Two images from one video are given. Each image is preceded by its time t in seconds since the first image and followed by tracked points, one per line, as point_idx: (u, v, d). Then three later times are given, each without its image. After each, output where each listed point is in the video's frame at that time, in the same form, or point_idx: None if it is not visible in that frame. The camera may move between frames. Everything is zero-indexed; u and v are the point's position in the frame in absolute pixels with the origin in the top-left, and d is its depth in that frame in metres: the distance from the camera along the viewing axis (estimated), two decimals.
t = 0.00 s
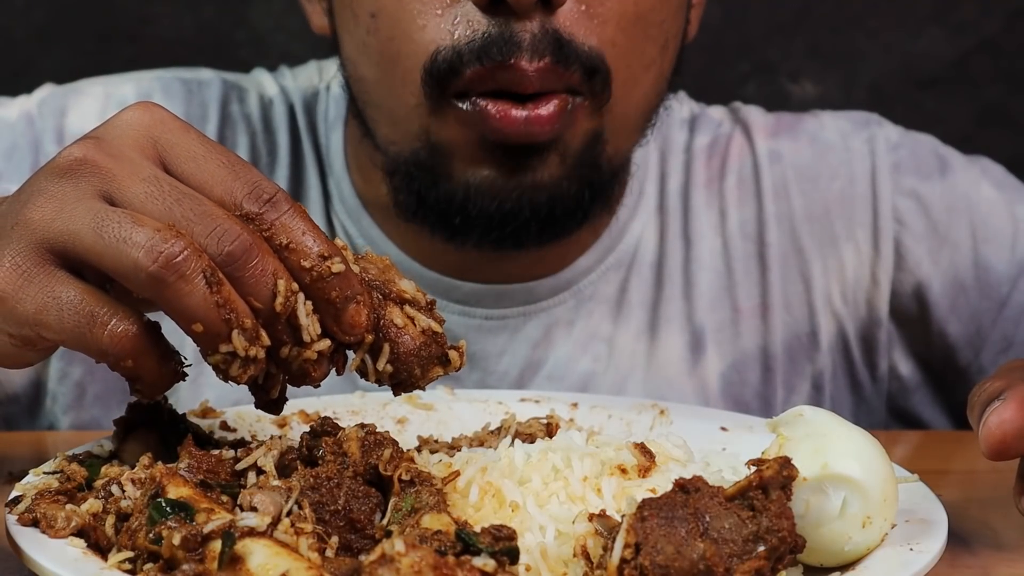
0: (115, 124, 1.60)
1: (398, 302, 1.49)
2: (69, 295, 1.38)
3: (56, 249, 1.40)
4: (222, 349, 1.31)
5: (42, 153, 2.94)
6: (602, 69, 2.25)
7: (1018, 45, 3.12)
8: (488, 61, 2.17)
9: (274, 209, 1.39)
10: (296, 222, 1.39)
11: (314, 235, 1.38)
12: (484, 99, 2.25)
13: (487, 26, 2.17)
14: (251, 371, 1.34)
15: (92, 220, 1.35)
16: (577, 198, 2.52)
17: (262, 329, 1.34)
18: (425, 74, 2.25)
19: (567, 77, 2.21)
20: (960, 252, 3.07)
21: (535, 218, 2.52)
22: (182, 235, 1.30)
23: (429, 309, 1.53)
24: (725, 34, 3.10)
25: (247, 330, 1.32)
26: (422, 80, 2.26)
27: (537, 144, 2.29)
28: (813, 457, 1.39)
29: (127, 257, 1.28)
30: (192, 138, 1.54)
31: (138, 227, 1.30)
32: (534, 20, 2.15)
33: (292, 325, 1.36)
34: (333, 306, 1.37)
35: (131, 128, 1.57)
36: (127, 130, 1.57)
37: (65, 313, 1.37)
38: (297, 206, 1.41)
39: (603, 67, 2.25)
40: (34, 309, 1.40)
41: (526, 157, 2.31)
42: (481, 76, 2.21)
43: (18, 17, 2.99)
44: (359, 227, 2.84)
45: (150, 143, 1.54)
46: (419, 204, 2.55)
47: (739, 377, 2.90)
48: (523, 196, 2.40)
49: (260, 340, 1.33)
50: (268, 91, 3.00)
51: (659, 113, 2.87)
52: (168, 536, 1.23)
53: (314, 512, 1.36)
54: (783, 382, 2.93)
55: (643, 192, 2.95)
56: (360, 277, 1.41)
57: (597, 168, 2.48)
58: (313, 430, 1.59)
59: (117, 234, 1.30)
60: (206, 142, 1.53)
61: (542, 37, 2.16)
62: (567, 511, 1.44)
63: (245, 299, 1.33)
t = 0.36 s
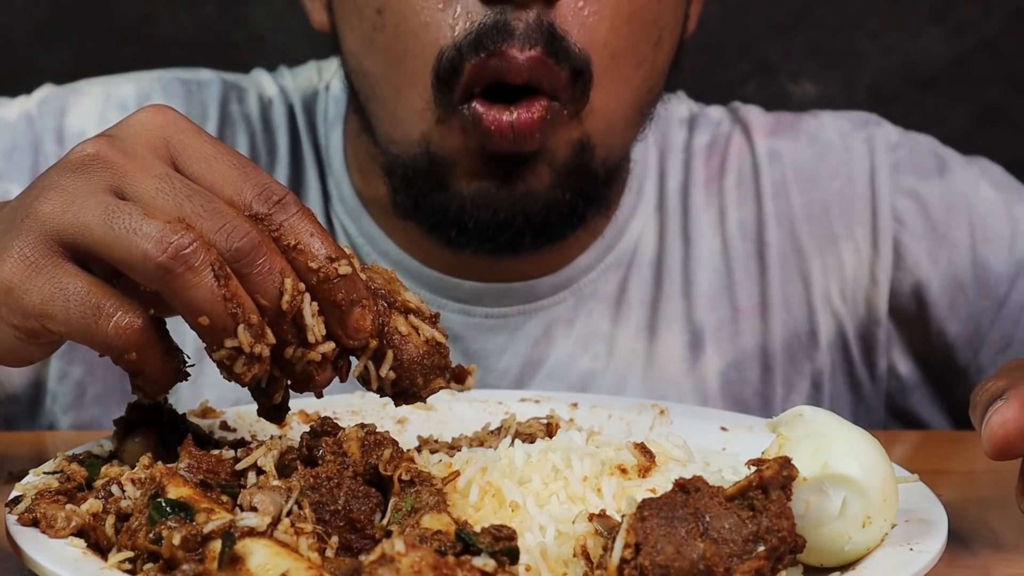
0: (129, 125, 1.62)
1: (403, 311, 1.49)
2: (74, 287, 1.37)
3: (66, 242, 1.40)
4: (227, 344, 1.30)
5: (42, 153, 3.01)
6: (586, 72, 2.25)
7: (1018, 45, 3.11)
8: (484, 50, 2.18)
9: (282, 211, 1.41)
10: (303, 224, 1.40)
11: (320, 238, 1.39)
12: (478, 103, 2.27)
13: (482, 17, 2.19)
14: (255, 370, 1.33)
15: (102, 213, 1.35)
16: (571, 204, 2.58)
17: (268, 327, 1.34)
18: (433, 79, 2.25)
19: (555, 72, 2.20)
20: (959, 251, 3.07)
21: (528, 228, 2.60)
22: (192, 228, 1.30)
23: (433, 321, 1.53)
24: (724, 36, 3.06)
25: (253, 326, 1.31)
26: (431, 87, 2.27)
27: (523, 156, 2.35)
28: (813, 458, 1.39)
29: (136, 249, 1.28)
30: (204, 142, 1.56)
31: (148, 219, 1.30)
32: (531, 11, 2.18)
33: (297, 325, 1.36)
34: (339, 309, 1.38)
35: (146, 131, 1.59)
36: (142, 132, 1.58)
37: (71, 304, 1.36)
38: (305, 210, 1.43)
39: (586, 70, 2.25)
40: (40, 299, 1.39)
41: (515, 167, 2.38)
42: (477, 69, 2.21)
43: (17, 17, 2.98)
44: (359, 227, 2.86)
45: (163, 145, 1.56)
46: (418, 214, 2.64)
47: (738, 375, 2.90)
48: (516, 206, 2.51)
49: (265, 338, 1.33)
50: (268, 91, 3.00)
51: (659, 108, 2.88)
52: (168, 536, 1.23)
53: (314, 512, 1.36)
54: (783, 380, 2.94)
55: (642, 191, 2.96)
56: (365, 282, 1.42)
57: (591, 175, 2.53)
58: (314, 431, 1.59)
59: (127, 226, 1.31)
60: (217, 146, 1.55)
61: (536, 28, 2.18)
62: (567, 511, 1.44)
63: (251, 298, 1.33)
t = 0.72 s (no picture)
0: (135, 126, 1.62)
1: (405, 314, 1.49)
2: (79, 283, 1.37)
3: (71, 238, 1.40)
4: (232, 342, 1.30)
5: (42, 153, 2.95)
6: (587, 53, 2.25)
7: (1018, 46, 3.12)
8: (478, 38, 2.19)
9: (287, 211, 1.41)
10: (307, 225, 1.40)
11: (324, 239, 1.39)
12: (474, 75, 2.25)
13: (476, 9, 2.20)
14: (259, 369, 1.33)
15: (109, 210, 1.35)
16: (575, 168, 2.46)
17: (272, 325, 1.34)
18: (423, 61, 2.26)
19: (551, 55, 2.21)
20: (959, 251, 3.07)
21: (529, 190, 2.46)
22: (198, 225, 1.30)
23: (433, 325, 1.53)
24: (724, 37, 3.10)
25: (258, 323, 1.31)
26: (421, 68, 2.28)
27: (518, 121, 2.29)
28: (813, 457, 1.40)
29: (142, 245, 1.28)
30: (210, 143, 1.56)
31: (155, 216, 1.30)
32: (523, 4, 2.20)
33: (301, 324, 1.36)
34: (342, 309, 1.38)
35: (151, 131, 1.59)
36: (148, 133, 1.58)
37: (75, 299, 1.36)
38: (310, 212, 1.43)
39: (590, 51, 2.25)
40: (45, 295, 1.39)
41: (512, 130, 2.32)
42: (474, 54, 2.21)
43: (18, 17, 2.99)
44: (359, 225, 2.84)
45: (169, 146, 1.56)
46: (414, 179, 2.52)
47: (738, 375, 2.90)
48: (514, 168, 2.37)
49: (270, 336, 1.33)
50: (267, 91, 2.99)
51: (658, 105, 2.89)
52: (168, 537, 1.23)
53: (314, 512, 1.36)
54: (783, 380, 2.94)
55: (642, 191, 2.96)
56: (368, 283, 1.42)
57: (594, 141, 2.44)
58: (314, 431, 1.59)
59: (134, 223, 1.31)
60: (223, 147, 1.55)
61: (529, 18, 2.19)
62: (567, 511, 1.44)
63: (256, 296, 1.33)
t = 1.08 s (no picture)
0: (138, 127, 1.62)
1: (407, 318, 1.49)
2: (80, 283, 1.37)
3: (73, 238, 1.40)
4: (233, 342, 1.30)
5: (42, 153, 2.95)
6: (595, 49, 2.28)
7: (1018, 45, 3.12)
8: (478, 40, 2.22)
9: (289, 213, 1.41)
10: (307, 227, 1.40)
11: (325, 241, 1.39)
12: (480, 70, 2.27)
13: (476, 8, 2.22)
14: (260, 370, 1.33)
15: (111, 210, 1.35)
16: (577, 166, 2.45)
17: (273, 326, 1.34)
18: (420, 56, 2.27)
19: (557, 54, 2.24)
20: (959, 250, 3.07)
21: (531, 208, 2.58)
22: (200, 226, 1.30)
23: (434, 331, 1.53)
24: (726, 37, 3.10)
25: (259, 324, 1.31)
26: (417, 62, 2.29)
27: (524, 115, 2.30)
28: (813, 457, 1.40)
29: (144, 244, 1.28)
30: (213, 145, 1.55)
31: (158, 216, 1.30)
32: (526, 5, 2.23)
33: (302, 326, 1.36)
34: (343, 311, 1.38)
35: (154, 133, 1.59)
36: (151, 134, 1.59)
37: (76, 299, 1.36)
38: (312, 214, 1.43)
39: (597, 47, 2.28)
40: (46, 295, 1.38)
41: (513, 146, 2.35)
42: (475, 56, 2.25)
43: (19, 17, 2.99)
44: (358, 225, 2.85)
45: (172, 147, 1.56)
46: (414, 174, 2.50)
47: (738, 375, 2.90)
48: (517, 162, 2.37)
49: (271, 337, 1.33)
50: (267, 91, 3.00)
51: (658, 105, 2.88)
52: (168, 537, 1.23)
53: (314, 512, 1.36)
54: (783, 380, 2.93)
55: (642, 191, 2.96)
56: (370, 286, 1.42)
57: (596, 139, 2.44)
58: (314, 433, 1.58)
59: (136, 223, 1.31)
60: (226, 149, 1.55)
61: (533, 18, 2.22)
62: (567, 511, 1.44)
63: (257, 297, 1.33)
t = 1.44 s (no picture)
0: (140, 127, 1.62)
1: (407, 319, 1.49)
2: (82, 279, 1.36)
3: (75, 235, 1.40)
4: (234, 339, 1.30)
5: (42, 153, 3.00)
6: (597, 57, 2.27)
7: (1018, 45, 3.11)
8: (484, 48, 2.23)
9: (290, 213, 1.41)
10: (308, 227, 1.40)
11: (325, 240, 1.39)
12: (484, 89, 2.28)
13: (481, 13, 2.24)
14: (262, 368, 1.33)
15: (113, 207, 1.35)
16: (586, 183, 2.49)
17: (274, 323, 1.34)
18: (427, 69, 2.28)
19: (562, 65, 2.24)
20: (959, 251, 3.07)
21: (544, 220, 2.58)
22: (202, 222, 1.30)
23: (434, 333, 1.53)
24: (725, 37, 3.07)
25: (261, 321, 1.31)
26: (426, 80, 2.30)
27: (536, 134, 2.30)
28: (813, 457, 1.40)
29: (146, 240, 1.28)
30: (215, 145, 1.55)
31: (160, 213, 1.30)
32: (529, 7, 2.22)
33: (303, 325, 1.36)
34: (344, 310, 1.38)
35: (157, 132, 1.59)
36: (153, 134, 1.59)
37: (78, 295, 1.36)
38: (313, 213, 1.42)
39: (600, 54, 2.27)
40: (47, 291, 1.38)
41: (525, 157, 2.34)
42: (479, 66, 2.25)
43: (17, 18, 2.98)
44: (358, 225, 2.86)
45: (174, 147, 1.56)
46: (426, 194, 2.54)
47: (738, 375, 2.91)
48: (531, 181, 2.40)
49: (272, 335, 1.33)
50: (267, 91, 2.99)
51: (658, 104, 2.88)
52: (167, 536, 1.23)
53: (314, 512, 1.36)
54: (782, 380, 2.94)
55: (642, 190, 2.96)
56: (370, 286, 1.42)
57: (604, 154, 2.47)
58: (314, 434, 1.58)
59: (138, 219, 1.31)
60: (227, 149, 1.55)
61: (536, 22, 2.21)
62: (567, 511, 1.44)
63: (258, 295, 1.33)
